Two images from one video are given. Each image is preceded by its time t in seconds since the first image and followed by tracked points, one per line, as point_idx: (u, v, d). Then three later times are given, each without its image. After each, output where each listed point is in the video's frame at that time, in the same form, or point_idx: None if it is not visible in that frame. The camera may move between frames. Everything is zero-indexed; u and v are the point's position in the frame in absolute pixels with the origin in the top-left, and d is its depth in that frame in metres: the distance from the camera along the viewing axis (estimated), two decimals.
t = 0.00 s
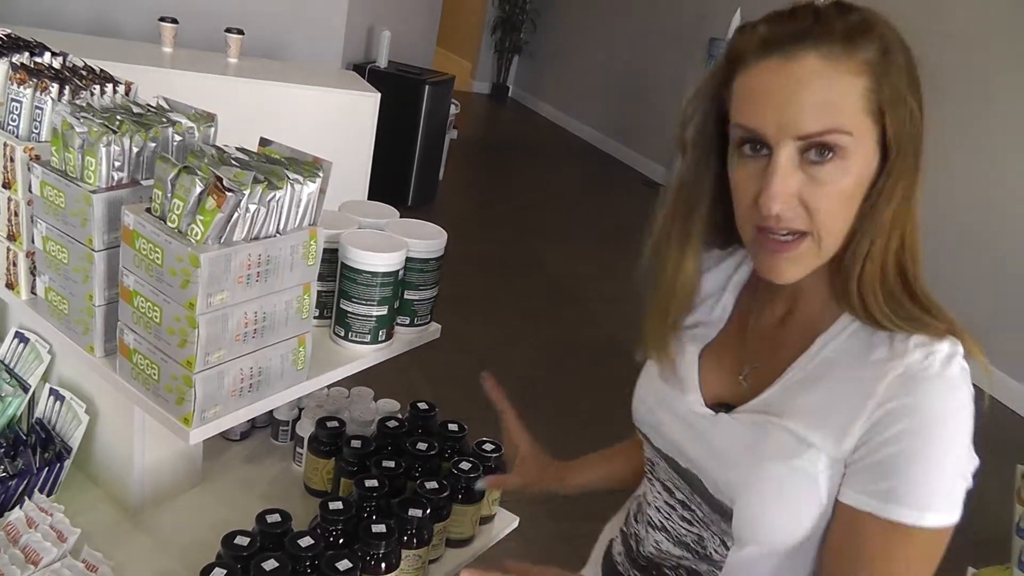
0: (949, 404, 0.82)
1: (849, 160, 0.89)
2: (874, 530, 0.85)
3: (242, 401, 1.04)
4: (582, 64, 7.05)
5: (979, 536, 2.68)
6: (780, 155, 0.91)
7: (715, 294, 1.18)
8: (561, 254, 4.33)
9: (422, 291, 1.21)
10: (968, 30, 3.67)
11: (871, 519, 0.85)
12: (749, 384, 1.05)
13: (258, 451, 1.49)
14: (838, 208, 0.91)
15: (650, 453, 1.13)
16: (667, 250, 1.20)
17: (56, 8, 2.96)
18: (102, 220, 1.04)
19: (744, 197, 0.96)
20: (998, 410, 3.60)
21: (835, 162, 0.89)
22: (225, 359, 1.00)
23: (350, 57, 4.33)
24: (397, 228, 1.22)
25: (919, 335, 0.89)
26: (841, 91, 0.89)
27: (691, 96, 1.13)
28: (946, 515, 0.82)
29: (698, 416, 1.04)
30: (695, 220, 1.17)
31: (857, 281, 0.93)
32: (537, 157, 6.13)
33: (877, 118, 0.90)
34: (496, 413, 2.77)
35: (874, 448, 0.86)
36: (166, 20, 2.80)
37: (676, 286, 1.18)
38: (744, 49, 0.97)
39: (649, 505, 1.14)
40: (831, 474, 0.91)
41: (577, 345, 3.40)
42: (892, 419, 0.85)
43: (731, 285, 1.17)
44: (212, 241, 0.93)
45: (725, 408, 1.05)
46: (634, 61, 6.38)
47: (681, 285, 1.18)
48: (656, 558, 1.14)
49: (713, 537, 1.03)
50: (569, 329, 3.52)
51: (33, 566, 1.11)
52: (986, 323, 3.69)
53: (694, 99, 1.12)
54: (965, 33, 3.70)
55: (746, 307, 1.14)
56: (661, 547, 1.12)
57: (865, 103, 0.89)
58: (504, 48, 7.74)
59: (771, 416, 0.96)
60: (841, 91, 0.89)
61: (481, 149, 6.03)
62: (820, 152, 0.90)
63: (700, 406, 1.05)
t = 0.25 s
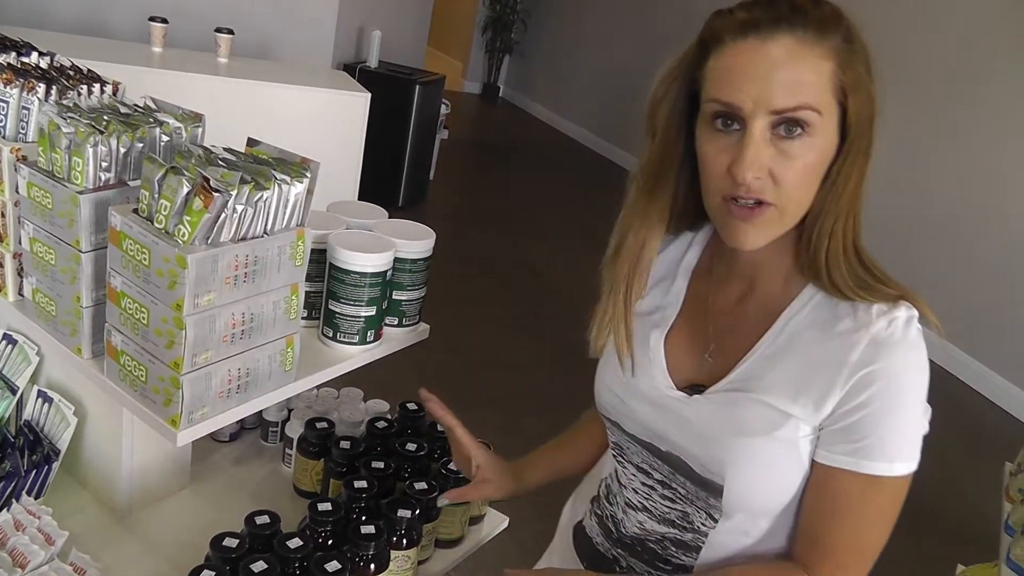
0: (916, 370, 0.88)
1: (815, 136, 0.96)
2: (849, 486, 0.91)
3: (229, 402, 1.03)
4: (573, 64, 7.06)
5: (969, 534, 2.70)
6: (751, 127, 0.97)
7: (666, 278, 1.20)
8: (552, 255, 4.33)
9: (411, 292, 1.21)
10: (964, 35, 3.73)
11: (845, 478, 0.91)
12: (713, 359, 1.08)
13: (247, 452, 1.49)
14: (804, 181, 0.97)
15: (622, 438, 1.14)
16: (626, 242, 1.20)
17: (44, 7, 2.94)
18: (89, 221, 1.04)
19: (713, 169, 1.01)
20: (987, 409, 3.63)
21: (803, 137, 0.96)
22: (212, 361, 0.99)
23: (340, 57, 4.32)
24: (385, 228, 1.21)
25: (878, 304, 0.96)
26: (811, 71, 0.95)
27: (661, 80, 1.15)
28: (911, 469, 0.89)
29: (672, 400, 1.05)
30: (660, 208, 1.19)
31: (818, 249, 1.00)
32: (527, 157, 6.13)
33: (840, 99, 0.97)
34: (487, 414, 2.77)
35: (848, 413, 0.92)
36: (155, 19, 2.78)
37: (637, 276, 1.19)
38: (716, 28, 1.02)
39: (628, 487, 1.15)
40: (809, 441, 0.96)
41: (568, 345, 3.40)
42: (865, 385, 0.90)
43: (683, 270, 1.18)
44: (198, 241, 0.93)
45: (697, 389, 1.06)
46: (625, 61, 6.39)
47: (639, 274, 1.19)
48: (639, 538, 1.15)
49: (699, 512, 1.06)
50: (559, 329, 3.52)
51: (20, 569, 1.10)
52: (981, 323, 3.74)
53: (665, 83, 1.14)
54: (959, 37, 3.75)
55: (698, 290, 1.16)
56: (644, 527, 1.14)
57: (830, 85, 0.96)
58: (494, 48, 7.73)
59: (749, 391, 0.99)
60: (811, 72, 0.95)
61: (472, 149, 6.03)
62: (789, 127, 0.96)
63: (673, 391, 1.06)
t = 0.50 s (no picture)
0: (888, 347, 0.90)
1: (786, 131, 0.96)
2: (826, 462, 0.92)
3: (222, 406, 1.03)
4: (567, 65, 7.06)
5: (967, 531, 2.70)
6: (724, 120, 0.96)
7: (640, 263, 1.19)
8: (547, 255, 4.33)
9: (404, 293, 1.21)
10: (956, 31, 3.73)
11: (822, 454, 0.92)
12: (690, 344, 1.08)
13: (242, 456, 1.49)
14: (774, 173, 0.97)
15: (603, 423, 1.13)
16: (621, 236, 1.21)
17: (36, 10, 2.93)
18: (80, 226, 1.04)
19: (686, 159, 1.01)
20: (985, 405, 3.63)
21: (774, 132, 0.96)
22: (205, 365, 0.99)
23: (334, 59, 4.31)
24: (378, 231, 1.21)
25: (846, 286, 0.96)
26: (783, 67, 0.95)
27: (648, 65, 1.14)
28: (884, 442, 0.90)
29: (651, 384, 1.05)
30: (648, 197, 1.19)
31: (788, 236, 1.00)
32: (522, 157, 6.13)
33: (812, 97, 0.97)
34: (484, 415, 2.77)
35: (824, 393, 0.92)
36: (149, 23, 2.78)
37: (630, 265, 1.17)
38: (693, 25, 1.01)
39: (610, 470, 1.14)
40: (786, 421, 0.97)
41: (565, 345, 3.40)
42: (840, 364, 0.91)
43: (658, 258, 1.17)
44: (190, 246, 0.93)
45: (676, 373, 1.06)
46: (620, 61, 6.39)
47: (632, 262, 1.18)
48: (623, 519, 1.14)
49: (680, 492, 1.06)
50: (556, 330, 3.52)
51: None
52: (979, 320, 3.76)
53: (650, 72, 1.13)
54: (951, 34, 3.75)
55: (673, 275, 1.15)
56: (628, 508, 1.13)
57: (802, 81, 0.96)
58: (489, 49, 7.73)
59: (726, 374, 1.00)
60: (783, 69, 0.95)
61: (466, 150, 6.03)
62: (761, 121, 0.96)
63: (652, 374, 1.05)
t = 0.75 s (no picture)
0: (870, 343, 0.90)
1: (764, 134, 0.96)
2: (804, 456, 0.92)
3: (216, 413, 1.03)
4: (563, 68, 7.08)
5: (964, 532, 2.71)
6: (703, 126, 0.97)
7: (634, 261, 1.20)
8: (543, 258, 4.34)
9: (398, 299, 1.21)
10: (950, 33, 3.74)
11: (801, 447, 0.92)
12: (677, 338, 1.08)
13: (238, 462, 1.49)
14: (753, 176, 0.98)
15: (589, 415, 1.13)
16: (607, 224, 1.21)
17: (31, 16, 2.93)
18: (74, 232, 1.03)
19: (669, 161, 1.02)
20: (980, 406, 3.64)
21: (753, 135, 0.96)
22: (199, 371, 0.99)
23: (329, 64, 4.32)
24: (372, 236, 1.21)
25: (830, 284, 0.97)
26: (761, 72, 0.95)
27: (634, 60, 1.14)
28: (865, 438, 0.90)
29: (635, 374, 1.06)
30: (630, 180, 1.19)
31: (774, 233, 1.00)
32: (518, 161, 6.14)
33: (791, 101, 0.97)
34: (479, 419, 2.77)
35: (807, 387, 0.92)
36: (144, 28, 2.78)
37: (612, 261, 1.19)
38: (676, 32, 1.01)
39: (595, 463, 1.14)
40: (768, 414, 0.97)
41: (560, 348, 3.41)
42: (821, 357, 0.91)
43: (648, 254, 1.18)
44: (184, 252, 0.93)
45: (661, 365, 1.06)
46: (615, 64, 6.41)
47: (616, 255, 1.19)
48: (606, 514, 1.14)
49: (661, 484, 1.05)
50: (552, 333, 3.52)
51: None
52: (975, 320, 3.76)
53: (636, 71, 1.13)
54: (945, 35, 3.76)
55: (663, 271, 1.16)
56: (611, 503, 1.13)
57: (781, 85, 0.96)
58: (485, 52, 7.74)
59: (709, 365, 1.00)
60: (761, 72, 0.95)
61: (462, 153, 6.03)
62: (740, 125, 0.97)
63: (637, 366, 1.06)
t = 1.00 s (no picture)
0: (876, 346, 0.90)
1: (707, 149, 0.95)
2: (803, 456, 0.92)
3: (213, 411, 1.03)
4: (559, 64, 7.07)
5: (963, 527, 2.71)
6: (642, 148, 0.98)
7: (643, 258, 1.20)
8: (541, 255, 4.33)
9: (395, 296, 1.21)
10: (948, 28, 3.74)
11: (801, 446, 0.92)
12: (680, 334, 1.07)
13: (236, 460, 1.48)
14: (707, 191, 0.97)
15: (588, 405, 1.13)
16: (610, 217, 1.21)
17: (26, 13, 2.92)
18: (69, 231, 1.03)
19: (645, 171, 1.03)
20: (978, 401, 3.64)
21: (695, 153, 0.95)
22: (195, 370, 0.98)
23: (326, 61, 4.31)
24: (368, 233, 1.21)
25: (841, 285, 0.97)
26: (688, 92, 0.94)
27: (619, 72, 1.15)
28: (865, 443, 0.90)
29: (637, 365, 1.06)
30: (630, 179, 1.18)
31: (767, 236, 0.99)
32: (515, 157, 6.13)
33: (736, 112, 0.95)
34: (477, 416, 2.76)
35: (808, 387, 0.92)
36: (140, 25, 2.77)
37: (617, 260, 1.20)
38: (630, 54, 1.03)
39: (591, 453, 1.13)
40: (768, 414, 0.97)
41: (558, 345, 3.40)
42: (826, 357, 0.92)
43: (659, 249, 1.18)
44: (179, 250, 0.92)
45: (664, 357, 1.06)
46: (612, 60, 6.40)
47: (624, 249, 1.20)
48: (600, 507, 1.13)
49: (656, 477, 1.05)
50: (550, 330, 3.52)
51: None
52: (974, 316, 3.77)
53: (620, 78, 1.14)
54: (943, 30, 3.76)
55: (671, 267, 1.16)
56: (606, 495, 1.12)
57: (715, 99, 0.94)
58: (481, 49, 7.73)
59: (710, 360, 1.00)
60: (687, 92, 0.94)
61: (459, 150, 6.02)
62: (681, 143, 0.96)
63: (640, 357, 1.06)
